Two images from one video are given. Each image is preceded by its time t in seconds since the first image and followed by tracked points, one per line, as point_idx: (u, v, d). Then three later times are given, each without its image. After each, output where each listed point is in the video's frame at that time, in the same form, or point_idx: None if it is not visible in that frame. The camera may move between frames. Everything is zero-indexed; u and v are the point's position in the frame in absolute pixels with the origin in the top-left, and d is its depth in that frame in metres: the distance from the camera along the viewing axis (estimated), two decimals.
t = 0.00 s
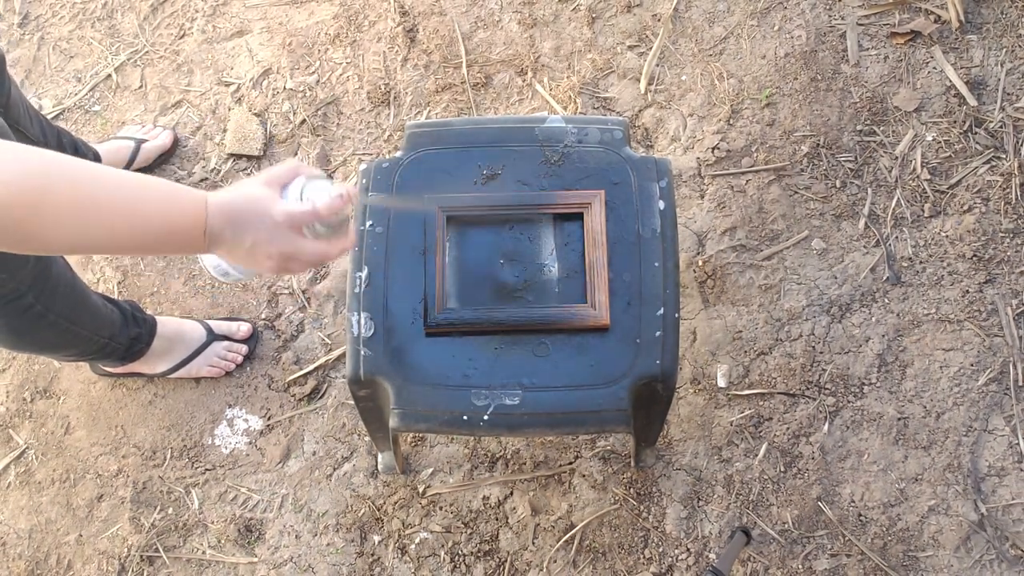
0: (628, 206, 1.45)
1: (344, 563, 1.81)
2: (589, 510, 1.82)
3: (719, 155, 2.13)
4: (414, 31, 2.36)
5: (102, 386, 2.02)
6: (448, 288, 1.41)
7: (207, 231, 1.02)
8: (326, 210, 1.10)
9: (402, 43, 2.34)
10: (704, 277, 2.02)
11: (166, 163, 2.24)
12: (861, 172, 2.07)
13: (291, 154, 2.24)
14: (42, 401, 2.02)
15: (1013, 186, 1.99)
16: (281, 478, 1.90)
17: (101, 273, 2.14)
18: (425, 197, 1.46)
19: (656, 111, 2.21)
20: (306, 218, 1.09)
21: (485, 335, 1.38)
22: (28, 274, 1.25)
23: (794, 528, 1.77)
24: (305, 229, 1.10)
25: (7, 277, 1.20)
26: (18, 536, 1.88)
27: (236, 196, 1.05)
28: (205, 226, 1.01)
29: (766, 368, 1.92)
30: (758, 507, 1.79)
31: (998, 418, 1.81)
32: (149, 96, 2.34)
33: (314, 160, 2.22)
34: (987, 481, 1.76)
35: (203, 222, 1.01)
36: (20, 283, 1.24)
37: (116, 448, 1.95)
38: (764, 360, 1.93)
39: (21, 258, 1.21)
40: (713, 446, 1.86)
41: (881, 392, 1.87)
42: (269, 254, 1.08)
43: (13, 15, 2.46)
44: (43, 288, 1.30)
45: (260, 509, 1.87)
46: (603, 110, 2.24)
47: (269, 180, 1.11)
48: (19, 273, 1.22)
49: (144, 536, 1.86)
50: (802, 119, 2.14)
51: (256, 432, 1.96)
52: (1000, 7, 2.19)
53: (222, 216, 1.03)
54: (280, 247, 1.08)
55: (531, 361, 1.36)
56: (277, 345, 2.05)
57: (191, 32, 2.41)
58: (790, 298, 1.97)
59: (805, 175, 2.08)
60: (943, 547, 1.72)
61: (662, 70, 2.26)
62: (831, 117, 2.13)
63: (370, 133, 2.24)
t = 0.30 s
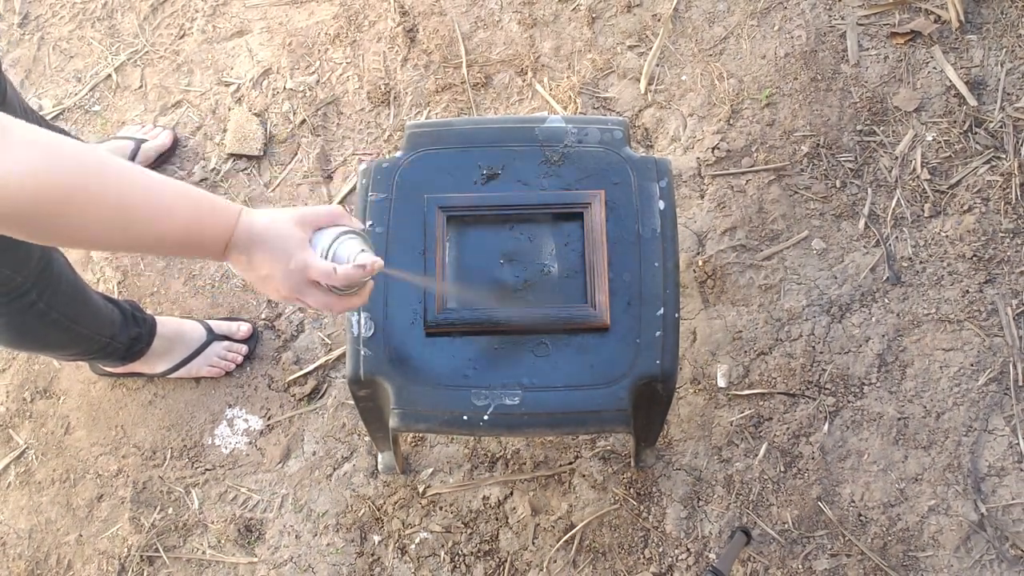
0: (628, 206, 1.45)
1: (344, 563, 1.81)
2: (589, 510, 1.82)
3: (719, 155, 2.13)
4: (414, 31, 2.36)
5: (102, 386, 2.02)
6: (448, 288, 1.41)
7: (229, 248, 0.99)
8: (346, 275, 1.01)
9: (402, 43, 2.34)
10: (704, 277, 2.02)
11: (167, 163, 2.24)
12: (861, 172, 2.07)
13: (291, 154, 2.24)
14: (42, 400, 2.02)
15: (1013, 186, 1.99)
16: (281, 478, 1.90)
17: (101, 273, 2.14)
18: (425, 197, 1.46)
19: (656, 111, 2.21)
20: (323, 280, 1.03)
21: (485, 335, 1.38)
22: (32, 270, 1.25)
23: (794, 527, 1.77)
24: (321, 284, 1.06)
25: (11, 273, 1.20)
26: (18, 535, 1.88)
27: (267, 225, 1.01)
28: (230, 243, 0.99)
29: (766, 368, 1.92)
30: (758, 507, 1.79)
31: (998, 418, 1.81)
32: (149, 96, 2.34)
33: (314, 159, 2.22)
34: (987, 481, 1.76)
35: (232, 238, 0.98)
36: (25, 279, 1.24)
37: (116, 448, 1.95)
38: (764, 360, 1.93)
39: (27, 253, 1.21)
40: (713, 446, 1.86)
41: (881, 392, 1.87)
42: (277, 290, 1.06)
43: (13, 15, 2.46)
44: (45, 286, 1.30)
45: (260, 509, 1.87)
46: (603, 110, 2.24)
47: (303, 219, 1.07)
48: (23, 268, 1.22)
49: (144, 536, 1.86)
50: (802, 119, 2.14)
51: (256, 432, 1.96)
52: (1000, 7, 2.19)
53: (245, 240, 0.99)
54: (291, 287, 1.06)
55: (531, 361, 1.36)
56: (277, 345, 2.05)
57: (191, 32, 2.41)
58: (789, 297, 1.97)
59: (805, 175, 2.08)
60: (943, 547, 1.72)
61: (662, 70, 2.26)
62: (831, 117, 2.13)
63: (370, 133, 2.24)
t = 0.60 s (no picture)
0: (628, 207, 1.45)
1: (344, 562, 1.81)
2: (589, 510, 1.82)
3: (719, 155, 2.13)
4: (414, 31, 2.36)
5: (102, 386, 2.02)
6: (448, 288, 1.41)
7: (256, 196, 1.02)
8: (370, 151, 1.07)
9: (402, 43, 2.34)
10: (704, 277, 2.02)
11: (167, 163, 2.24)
12: (861, 172, 2.07)
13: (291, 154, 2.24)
14: (42, 400, 2.02)
15: (1013, 186, 1.99)
16: (281, 478, 1.90)
17: (101, 273, 2.14)
18: (425, 197, 1.46)
19: (656, 111, 2.21)
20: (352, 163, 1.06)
21: (485, 335, 1.38)
22: (32, 267, 1.25)
23: (794, 528, 1.77)
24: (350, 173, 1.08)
25: (11, 270, 1.19)
26: (19, 535, 1.88)
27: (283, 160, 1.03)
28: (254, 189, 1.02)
29: (766, 368, 1.92)
30: (758, 507, 1.79)
31: (998, 418, 1.81)
32: (149, 96, 2.34)
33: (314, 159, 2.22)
34: (987, 481, 1.76)
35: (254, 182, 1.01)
36: (24, 276, 1.23)
37: (116, 448, 1.95)
38: (764, 360, 1.93)
39: (25, 250, 1.21)
40: (713, 446, 1.86)
41: (881, 392, 1.87)
42: (321, 209, 1.08)
43: (13, 15, 2.46)
44: (45, 283, 1.30)
45: (260, 509, 1.87)
46: (603, 110, 2.24)
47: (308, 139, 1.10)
48: (23, 265, 1.22)
49: (144, 536, 1.86)
50: (802, 119, 2.14)
51: (256, 432, 1.96)
52: (1000, 7, 2.19)
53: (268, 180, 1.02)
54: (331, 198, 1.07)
55: (531, 361, 1.36)
56: (277, 345, 2.05)
57: (191, 31, 2.41)
58: (789, 298, 1.97)
59: (805, 175, 2.08)
60: (943, 547, 1.72)
61: (661, 70, 2.26)
62: (831, 117, 2.13)
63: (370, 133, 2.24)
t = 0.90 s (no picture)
0: (629, 206, 1.44)
1: (343, 564, 1.80)
2: (589, 511, 1.82)
3: (720, 154, 2.12)
4: (414, 30, 2.35)
5: (100, 386, 2.01)
6: (447, 288, 1.41)
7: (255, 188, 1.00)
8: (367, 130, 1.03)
9: (402, 42, 2.33)
10: (704, 277, 2.01)
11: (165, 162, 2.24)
12: (863, 171, 2.06)
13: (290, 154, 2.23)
14: (40, 401, 2.01)
15: (1015, 186, 1.98)
16: (280, 479, 1.89)
17: (99, 273, 2.13)
18: (425, 197, 1.45)
19: (656, 110, 2.20)
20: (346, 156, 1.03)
21: (485, 335, 1.37)
22: (26, 267, 1.24)
23: (795, 529, 1.76)
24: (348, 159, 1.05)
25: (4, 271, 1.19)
26: (16, 536, 1.87)
27: (280, 144, 1.01)
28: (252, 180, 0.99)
29: (767, 368, 1.91)
30: (759, 508, 1.79)
31: (1001, 418, 1.80)
32: (147, 95, 2.33)
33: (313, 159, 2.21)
34: (990, 481, 1.75)
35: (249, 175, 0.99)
36: (18, 277, 1.23)
37: (114, 448, 1.94)
38: (765, 360, 1.92)
39: (19, 251, 1.20)
40: (714, 446, 1.85)
41: (882, 393, 1.86)
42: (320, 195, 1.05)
43: (12, 14, 2.45)
44: (40, 283, 1.30)
45: (259, 510, 1.86)
46: (603, 110, 2.23)
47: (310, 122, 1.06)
48: (16, 265, 1.21)
49: (143, 537, 1.85)
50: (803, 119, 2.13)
51: (255, 432, 1.95)
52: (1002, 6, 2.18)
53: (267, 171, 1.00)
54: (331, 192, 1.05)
55: (531, 362, 1.36)
56: (276, 345, 2.04)
57: (189, 30, 2.40)
58: (791, 298, 1.96)
59: (806, 175, 2.07)
60: (945, 548, 1.71)
61: (662, 70, 2.25)
62: (833, 117, 2.12)
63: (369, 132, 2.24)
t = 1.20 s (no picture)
0: (629, 207, 1.44)
1: (344, 563, 1.80)
2: (589, 510, 1.82)
3: (719, 155, 2.13)
4: (414, 31, 2.35)
5: (101, 386, 2.02)
6: (447, 288, 1.41)
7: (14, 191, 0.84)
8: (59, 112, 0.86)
9: (402, 43, 2.34)
10: (704, 277, 2.01)
11: (167, 163, 2.24)
12: (862, 171, 2.07)
13: (291, 154, 2.23)
14: (41, 401, 2.01)
15: (1015, 186, 1.98)
16: (280, 478, 1.89)
17: (100, 273, 2.13)
18: (425, 197, 1.46)
19: (656, 110, 2.21)
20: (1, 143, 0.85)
21: (485, 335, 1.37)
22: (46, 260, 1.25)
23: (794, 528, 1.76)
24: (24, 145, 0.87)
25: (26, 263, 1.19)
26: (17, 536, 1.88)
27: None
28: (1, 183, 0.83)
29: (767, 368, 1.91)
30: (758, 508, 1.79)
31: (999, 418, 1.80)
32: (148, 96, 2.34)
33: (313, 159, 2.22)
34: (988, 481, 1.76)
35: None
36: (39, 270, 1.23)
37: (115, 448, 1.95)
38: (764, 360, 1.92)
39: (43, 244, 1.21)
40: (713, 446, 1.86)
41: (881, 392, 1.86)
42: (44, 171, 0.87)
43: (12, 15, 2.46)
44: (59, 278, 1.30)
45: (259, 510, 1.87)
46: (603, 110, 2.23)
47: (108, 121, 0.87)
48: (38, 259, 1.21)
49: (143, 536, 1.85)
50: (802, 119, 2.14)
51: (255, 432, 1.95)
52: (1001, 6, 2.18)
53: None
54: None
55: (531, 361, 1.36)
56: (276, 345, 2.05)
57: (190, 31, 2.40)
58: (790, 298, 1.97)
59: (806, 175, 2.08)
60: (944, 548, 1.71)
61: (662, 70, 2.26)
62: (832, 117, 2.13)
63: (370, 132, 2.24)
